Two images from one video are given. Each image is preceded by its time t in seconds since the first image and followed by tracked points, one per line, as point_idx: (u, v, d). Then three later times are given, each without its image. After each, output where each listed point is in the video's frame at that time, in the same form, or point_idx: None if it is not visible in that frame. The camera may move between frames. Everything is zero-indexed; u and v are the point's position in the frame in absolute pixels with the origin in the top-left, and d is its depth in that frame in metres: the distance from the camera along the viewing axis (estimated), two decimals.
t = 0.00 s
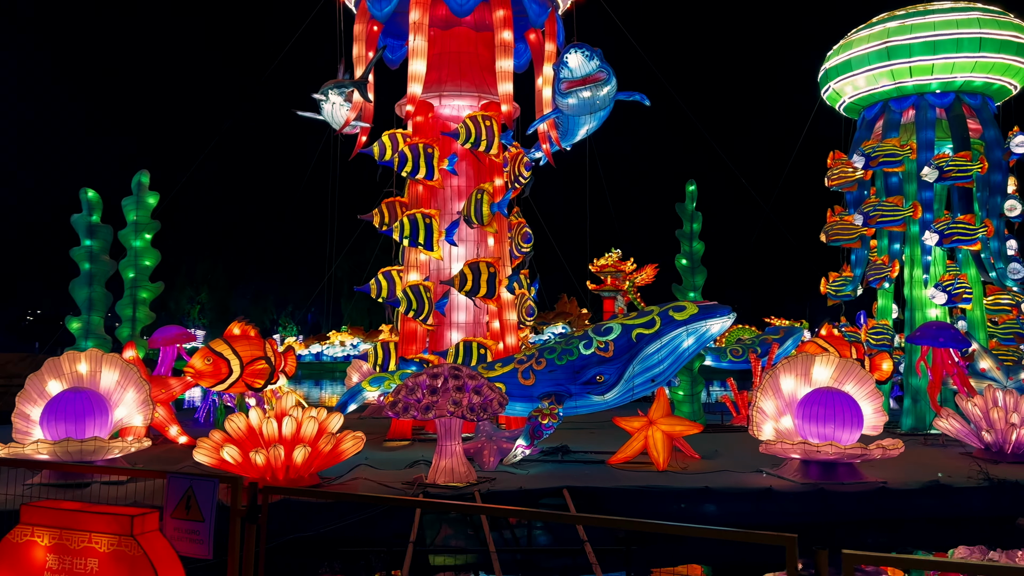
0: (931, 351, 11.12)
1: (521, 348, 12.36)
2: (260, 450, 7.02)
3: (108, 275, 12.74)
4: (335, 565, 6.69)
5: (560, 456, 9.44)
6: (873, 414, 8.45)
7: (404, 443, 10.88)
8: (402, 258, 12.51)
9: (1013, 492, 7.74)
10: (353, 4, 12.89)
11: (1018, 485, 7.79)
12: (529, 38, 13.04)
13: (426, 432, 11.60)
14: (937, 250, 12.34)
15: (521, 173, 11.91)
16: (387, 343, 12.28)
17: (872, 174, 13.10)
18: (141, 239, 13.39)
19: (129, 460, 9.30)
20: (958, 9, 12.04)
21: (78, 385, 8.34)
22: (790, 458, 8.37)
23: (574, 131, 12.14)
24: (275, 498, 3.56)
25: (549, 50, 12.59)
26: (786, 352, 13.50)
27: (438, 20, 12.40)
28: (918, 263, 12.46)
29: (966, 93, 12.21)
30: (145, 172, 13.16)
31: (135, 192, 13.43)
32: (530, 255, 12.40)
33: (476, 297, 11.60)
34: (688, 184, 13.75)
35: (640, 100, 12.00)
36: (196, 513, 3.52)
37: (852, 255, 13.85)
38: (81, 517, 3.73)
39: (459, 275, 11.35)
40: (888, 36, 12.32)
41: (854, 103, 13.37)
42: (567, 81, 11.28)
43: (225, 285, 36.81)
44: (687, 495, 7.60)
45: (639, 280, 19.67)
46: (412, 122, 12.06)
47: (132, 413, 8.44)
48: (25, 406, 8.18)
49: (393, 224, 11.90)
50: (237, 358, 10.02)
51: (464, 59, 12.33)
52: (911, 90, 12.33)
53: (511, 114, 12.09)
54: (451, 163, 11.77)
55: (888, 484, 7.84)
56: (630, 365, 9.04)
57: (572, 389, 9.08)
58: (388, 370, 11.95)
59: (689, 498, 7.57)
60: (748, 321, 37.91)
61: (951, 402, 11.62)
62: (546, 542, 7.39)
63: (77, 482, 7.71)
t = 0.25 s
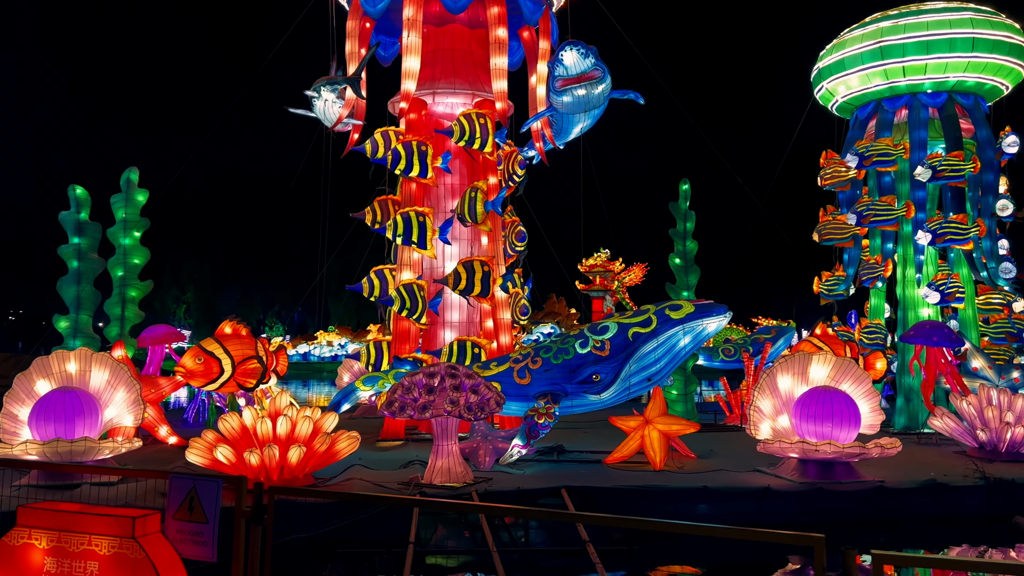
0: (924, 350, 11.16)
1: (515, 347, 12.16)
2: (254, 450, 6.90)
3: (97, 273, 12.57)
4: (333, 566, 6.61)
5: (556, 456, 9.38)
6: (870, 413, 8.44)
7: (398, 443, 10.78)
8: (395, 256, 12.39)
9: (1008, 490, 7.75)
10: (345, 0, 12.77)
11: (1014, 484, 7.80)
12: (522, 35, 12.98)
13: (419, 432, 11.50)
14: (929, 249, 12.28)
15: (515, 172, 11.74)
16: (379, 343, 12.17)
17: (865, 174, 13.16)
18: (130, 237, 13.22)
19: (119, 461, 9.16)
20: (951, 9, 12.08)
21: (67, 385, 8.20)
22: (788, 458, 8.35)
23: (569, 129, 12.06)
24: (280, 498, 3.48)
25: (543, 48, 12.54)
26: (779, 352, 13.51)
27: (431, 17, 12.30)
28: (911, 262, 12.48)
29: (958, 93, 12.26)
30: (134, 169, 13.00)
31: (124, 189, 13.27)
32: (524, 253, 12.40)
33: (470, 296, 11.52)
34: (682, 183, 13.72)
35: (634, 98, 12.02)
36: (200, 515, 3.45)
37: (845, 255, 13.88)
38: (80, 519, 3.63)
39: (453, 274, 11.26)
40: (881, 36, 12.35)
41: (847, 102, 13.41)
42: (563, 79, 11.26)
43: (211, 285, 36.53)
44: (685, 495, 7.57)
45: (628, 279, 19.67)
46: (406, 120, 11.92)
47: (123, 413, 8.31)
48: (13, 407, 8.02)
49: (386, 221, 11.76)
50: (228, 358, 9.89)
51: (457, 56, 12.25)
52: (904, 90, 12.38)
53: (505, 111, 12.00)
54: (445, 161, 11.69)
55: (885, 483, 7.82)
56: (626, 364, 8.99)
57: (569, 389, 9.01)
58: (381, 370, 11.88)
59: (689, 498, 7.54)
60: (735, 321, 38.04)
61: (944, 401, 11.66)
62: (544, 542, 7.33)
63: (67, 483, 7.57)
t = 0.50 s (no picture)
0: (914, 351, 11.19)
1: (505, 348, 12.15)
2: (244, 455, 6.84)
3: (80, 274, 12.34)
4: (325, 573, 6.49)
5: (548, 459, 9.31)
6: (863, 416, 8.43)
7: (387, 446, 10.67)
8: (384, 257, 12.25)
9: (1001, 492, 7.77)
10: None
11: (1006, 485, 7.83)
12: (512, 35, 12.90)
13: (408, 434, 11.37)
14: (918, 250, 12.33)
15: (506, 170, 12.03)
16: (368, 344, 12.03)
17: (854, 176, 13.22)
18: (114, 237, 13.01)
19: (103, 465, 8.97)
20: (940, 12, 12.15)
21: (51, 388, 8.03)
22: (781, 460, 8.31)
23: (559, 130, 11.97)
24: (281, 506, 3.39)
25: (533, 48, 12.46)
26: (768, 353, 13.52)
27: (421, 16, 12.09)
28: (900, 263, 12.51)
29: (947, 96, 12.33)
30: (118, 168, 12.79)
31: (108, 188, 13.05)
32: (514, 254, 12.34)
33: (460, 297, 11.42)
34: (672, 184, 13.70)
35: (625, 99, 12.01)
36: (198, 527, 3.35)
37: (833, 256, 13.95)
38: (73, 531, 3.52)
39: (443, 275, 11.15)
40: (871, 38, 12.40)
41: (837, 104, 13.46)
42: (554, 79, 11.16)
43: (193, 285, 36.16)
44: (681, 498, 7.52)
45: (613, 280, 19.66)
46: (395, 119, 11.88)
47: (108, 416, 8.16)
48: None
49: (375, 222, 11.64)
50: (215, 360, 9.73)
51: (447, 55, 12.15)
52: (893, 93, 12.44)
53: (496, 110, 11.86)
54: (435, 161, 11.59)
55: (879, 485, 7.80)
56: (619, 366, 8.93)
57: (561, 391, 8.94)
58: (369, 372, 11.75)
59: (685, 501, 7.49)
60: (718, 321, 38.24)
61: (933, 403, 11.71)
62: (538, 547, 7.26)
63: (50, 489, 7.39)
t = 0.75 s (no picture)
0: (904, 351, 11.24)
1: (496, 348, 12.07)
2: (235, 457, 6.72)
3: (65, 273, 12.15)
4: None
5: (540, 459, 9.25)
6: (857, 416, 8.45)
7: (377, 447, 10.57)
8: (374, 256, 12.13)
9: (993, 491, 7.80)
10: None
11: (999, 485, 7.85)
12: (503, 33, 12.83)
13: (398, 435, 11.26)
14: (908, 251, 12.49)
15: (497, 171, 11.66)
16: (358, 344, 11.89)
17: (844, 177, 13.29)
18: (100, 235, 12.82)
19: (90, 467, 8.83)
20: (929, 13, 12.22)
21: (37, 388, 7.90)
22: (775, 461, 8.31)
23: (551, 129, 11.91)
24: (284, 510, 3.30)
25: (524, 46, 12.37)
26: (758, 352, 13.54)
27: (411, 13, 11.98)
28: (889, 264, 12.62)
29: (936, 97, 12.40)
30: (104, 165, 12.62)
31: (94, 186, 12.86)
32: (505, 254, 12.23)
33: (451, 297, 11.34)
34: (663, 184, 13.68)
35: (617, 99, 11.94)
36: (200, 530, 3.31)
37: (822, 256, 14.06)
38: (70, 536, 3.42)
39: (434, 275, 11.06)
40: (861, 39, 12.45)
41: (827, 105, 13.52)
42: (546, 78, 11.13)
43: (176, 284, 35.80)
44: (677, 499, 7.49)
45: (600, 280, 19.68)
46: (385, 117, 11.71)
47: (95, 417, 8.01)
48: None
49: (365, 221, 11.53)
50: (204, 360, 9.59)
51: (437, 54, 12.07)
52: (883, 94, 12.51)
53: (488, 109, 11.82)
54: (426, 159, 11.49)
55: (873, 485, 7.82)
56: (613, 366, 8.88)
57: (554, 391, 8.88)
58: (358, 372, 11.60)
59: (681, 502, 7.46)
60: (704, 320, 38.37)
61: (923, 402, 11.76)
62: (533, 548, 7.20)
63: (35, 492, 7.23)
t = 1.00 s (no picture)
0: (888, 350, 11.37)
1: (483, 347, 11.97)
2: (222, 457, 6.59)
3: (44, 270, 11.94)
4: None
5: (529, 458, 9.21)
6: (845, 414, 8.50)
7: (363, 446, 10.47)
8: (360, 254, 12.02)
9: (980, 488, 7.88)
10: None
11: (985, 482, 7.94)
12: (489, 31, 12.76)
13: (384, 434, 11.16)
14: (891, 250, 12.55)
15: (484, 168, 11.55)
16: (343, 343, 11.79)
17: (827, 176, 13.44)
18: (79, 232, 12.58)
19: (71, 468, 8.65)
20: (913, 15, 12.37)
21: (16, 387, 7.75)
22: (764, 458, 8.35)
23: (537, 127, 11.85)
24: (285, 509, 3.27)
25: (512, 44, 12.26)
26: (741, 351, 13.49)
27: (398, 9, 12.00)
28: (873, 263, 12.73)
29: (919, 98, 12.65)
30: (84, 161, 12.49)
31: (73, 182, 12.72)
32: (492, 252, 12.00)
33: (438, 296, 11.26)
34: (649, 183, 13.70)
35: (604, 97, 11.87)
36: (198, 529, 3.31)
37: (807, 256, 14.23)
38: (64, 537, 3.33)
39: (421, 273, 10.96)
40: (846, 40, 12.58)
41: (811, 105, 13.66)
42: (534, 75, 11.01)
43: (153, 284, 35.32)
44: (669, 497, 7.49)
45: (581, 280, 19.70)
46: (371, 113, 11.49)
47: (76, 417, 7.87)
48: None
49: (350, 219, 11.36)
50: (187, 359, 9.44)
51: (424, 51, 11.97)
52: (867, 94, 12.70)
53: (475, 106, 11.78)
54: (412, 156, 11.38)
55: (861, 483, 7.85)
56: (602, 365, 8.84)
57: (544, 390, 8.84)
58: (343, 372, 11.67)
59: (672, 500, 7.46)
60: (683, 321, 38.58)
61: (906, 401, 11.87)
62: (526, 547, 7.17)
63: (16, 493, 7.08)
